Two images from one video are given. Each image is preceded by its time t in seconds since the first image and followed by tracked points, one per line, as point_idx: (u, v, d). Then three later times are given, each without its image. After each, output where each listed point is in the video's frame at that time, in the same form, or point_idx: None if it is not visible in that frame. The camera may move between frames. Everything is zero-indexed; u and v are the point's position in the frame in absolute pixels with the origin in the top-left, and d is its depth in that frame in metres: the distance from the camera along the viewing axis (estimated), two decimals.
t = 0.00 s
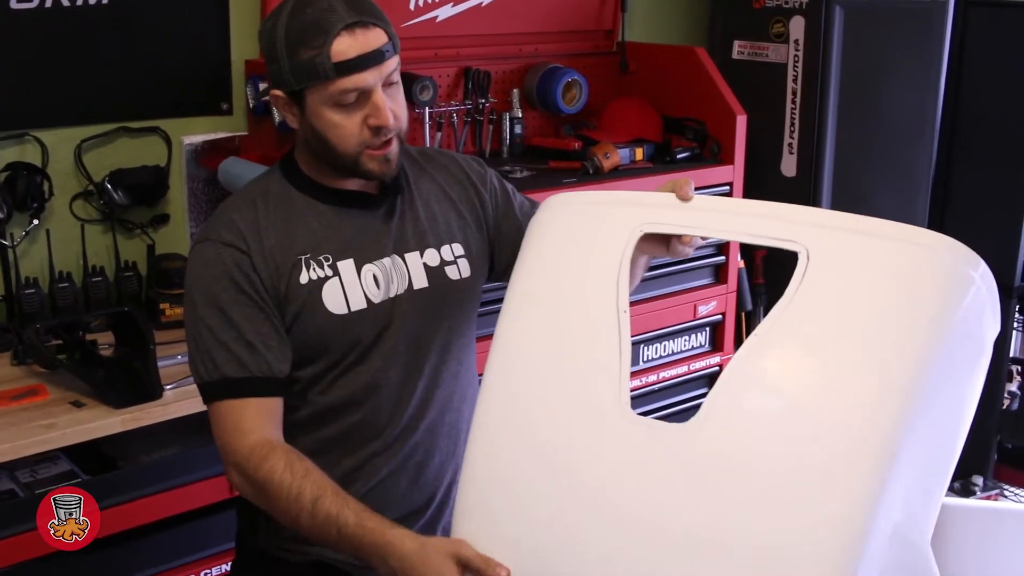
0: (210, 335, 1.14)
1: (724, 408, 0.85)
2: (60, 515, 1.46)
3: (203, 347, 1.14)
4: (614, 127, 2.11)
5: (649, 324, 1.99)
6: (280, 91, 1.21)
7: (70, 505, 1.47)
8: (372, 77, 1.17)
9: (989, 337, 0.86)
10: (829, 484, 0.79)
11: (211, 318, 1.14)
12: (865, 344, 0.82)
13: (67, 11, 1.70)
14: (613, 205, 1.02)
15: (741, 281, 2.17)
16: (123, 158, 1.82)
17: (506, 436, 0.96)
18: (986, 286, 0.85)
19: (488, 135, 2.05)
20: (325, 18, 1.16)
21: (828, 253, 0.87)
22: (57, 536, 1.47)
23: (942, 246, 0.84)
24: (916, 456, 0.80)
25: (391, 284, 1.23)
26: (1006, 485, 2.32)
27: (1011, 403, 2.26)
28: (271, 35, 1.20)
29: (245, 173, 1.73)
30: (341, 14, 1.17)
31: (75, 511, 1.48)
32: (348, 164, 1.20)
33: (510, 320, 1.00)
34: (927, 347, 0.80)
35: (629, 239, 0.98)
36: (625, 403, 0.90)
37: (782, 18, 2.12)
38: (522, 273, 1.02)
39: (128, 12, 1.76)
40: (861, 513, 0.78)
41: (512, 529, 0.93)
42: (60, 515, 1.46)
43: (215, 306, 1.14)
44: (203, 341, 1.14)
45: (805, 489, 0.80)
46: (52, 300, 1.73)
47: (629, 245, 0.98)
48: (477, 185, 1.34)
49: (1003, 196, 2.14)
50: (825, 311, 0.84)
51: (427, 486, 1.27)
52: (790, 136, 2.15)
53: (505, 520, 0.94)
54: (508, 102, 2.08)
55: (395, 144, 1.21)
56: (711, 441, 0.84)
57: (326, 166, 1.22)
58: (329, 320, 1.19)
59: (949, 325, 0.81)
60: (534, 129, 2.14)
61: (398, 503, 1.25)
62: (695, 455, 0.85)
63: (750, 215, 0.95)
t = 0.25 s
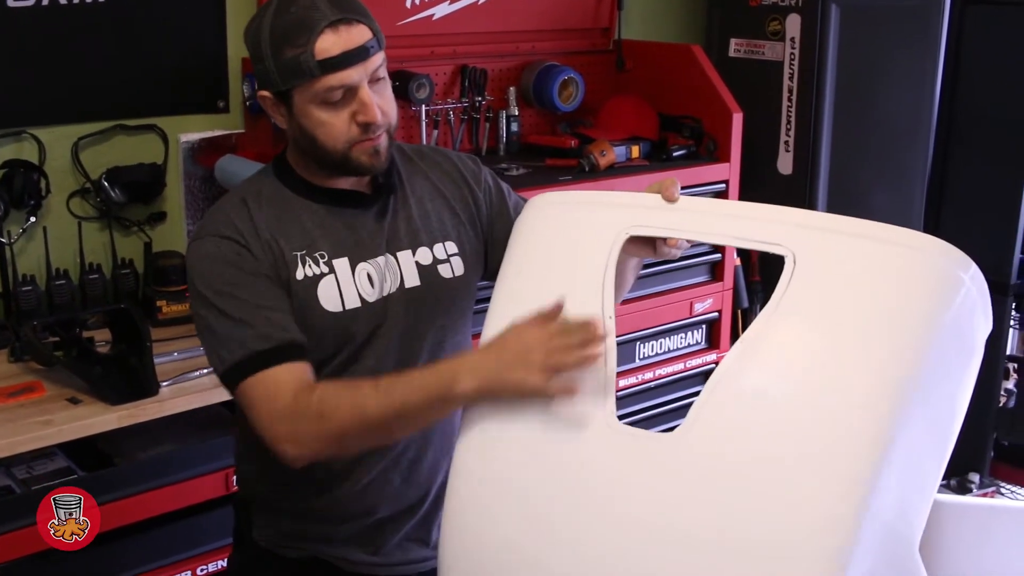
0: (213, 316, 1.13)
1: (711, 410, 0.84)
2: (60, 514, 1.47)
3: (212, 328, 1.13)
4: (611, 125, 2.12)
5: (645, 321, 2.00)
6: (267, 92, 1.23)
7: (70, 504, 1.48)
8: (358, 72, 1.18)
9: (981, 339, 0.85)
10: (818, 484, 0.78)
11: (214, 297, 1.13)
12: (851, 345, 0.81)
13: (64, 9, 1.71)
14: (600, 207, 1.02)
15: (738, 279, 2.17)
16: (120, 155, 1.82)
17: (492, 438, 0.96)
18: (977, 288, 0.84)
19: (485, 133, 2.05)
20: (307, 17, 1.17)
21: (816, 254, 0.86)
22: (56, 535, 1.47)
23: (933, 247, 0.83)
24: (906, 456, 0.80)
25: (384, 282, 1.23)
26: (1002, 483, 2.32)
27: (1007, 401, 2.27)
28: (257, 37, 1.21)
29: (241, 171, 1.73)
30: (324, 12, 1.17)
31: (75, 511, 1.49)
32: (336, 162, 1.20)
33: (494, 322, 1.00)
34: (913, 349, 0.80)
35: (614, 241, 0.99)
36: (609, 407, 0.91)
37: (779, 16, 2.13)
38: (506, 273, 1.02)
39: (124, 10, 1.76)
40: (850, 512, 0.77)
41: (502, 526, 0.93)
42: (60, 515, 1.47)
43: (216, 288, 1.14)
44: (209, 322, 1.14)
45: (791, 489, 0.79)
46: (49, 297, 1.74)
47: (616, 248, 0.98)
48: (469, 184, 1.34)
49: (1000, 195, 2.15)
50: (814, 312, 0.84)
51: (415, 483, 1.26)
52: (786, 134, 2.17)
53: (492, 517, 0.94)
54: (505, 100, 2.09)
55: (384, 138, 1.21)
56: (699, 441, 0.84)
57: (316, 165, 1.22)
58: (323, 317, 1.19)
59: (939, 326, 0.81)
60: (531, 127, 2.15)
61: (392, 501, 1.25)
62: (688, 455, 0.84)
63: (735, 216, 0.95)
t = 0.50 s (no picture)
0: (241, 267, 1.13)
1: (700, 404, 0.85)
2: (60, 515, 1.49)
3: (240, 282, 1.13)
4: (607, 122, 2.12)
5: (641, 317, 2.00)
6: (262, 92, 1.23)
7: (70, 505, 1.50)
8: (353, 69, 1.18)
9: (970, 336, 0.86)
10: (805, 479, 0.79)
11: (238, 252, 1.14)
12: (838, 340, 0.81)
13: (60, 6, 1.71)
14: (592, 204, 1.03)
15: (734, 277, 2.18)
16: (117, 151, 1.83)
17: (489, 427, 0.97)
18: (965, 282, 0.85)
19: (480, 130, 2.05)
20: (299, 15, 1.17)
21: (806, 249, 0.87)
22: (57, 536, 1.49)
23: (921, 243, 0.83)
24: (892, 451, 0.80)
25: (385, 273, 1.24)
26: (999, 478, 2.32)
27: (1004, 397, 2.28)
28: (248, 38, 1.21)
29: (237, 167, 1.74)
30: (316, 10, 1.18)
31: (75, 512, 1.51)
32: (338, 160, 1.21)
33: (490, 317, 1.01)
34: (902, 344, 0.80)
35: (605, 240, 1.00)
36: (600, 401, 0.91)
37: (774, 13, 2.13)
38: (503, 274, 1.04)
39: (120, 7, 1.77)
40: (835, 507, 0.78)
41: (497, 521, 0.94)
42: (60, 516, 1.49)
43: (238, 246, 1.14)
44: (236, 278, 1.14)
45: (777, 485, 0.79)
46: (45, 293, 1.74)
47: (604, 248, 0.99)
48: (465, 178, 1.34)
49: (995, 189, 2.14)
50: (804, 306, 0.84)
51: (416, 476, 1.27)
52: (782, 130, 2.17)
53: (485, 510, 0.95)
54: (501, 96, 2.09)
55: (382, 134, 1.22)
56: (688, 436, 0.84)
57: (315, 162, 1.23)
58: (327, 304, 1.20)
59: (928, 320, 0.81)
60: (527, 123, 2.15)
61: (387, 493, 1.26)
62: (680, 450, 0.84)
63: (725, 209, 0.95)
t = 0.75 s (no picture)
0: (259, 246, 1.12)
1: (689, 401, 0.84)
2: (59, 515, 1.50)
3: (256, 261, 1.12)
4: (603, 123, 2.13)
5: (637, 318, 2.01)
6: (264, 90, 1.23)
7: (70, 505, 1.51)
8: (354, 65, 1.19)
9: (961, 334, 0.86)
10: (793, 478, 0.78)
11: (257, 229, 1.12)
12: (829, 335, 0.81)
13: (57, 7, 1.72)
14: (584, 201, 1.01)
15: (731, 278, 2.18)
16: (114, 152, 1.84)
17: (472, 430, 0.94)
18: (957, 280, 0.84)
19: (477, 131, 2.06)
20: (298, 13, 1.17)
21: (799, 244, 0.86)
22: (57, 536, 1.50)
23: (912, 239, 0.83)
24: (880, 450, 0.79)
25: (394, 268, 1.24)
26: (995, 479, 2.32)
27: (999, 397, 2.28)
28: (249, 37, 1.21)
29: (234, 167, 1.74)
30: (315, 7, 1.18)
31: (75, 512, 1.51)
32: (343, 155, 1.21)
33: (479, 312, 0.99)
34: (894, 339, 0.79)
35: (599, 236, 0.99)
36: (594, 399, 0.89)
37: (770, 14, 2.14)
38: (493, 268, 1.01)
39: (117, 8, 1.77)
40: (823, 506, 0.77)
41: (489, 523, 0.91)
42: (60, 516, 1.50)
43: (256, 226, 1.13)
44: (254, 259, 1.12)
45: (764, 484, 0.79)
46: (42, 293, 1.75)
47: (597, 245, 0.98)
48: (459, 175, 1.35)
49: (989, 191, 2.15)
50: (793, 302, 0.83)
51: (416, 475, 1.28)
52: (778, 132, 2.18)
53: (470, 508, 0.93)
54: (497, 97, 2.10)
55: (384, 129, 1.23)
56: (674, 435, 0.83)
57: (319, 159, 1.24)
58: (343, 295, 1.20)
59: (917, 319, 0.80)
60: (523, 125, 2.16)
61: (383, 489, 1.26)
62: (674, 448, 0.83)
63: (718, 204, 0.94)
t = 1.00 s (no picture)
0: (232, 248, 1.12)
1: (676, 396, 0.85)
2: (60, 515, 1.51)
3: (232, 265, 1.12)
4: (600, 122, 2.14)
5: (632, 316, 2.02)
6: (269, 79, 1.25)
7: (70, 505, 1.52)
8: (297, 76, 1.15)
9: (943, 332, 0.87)
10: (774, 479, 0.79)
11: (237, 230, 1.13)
12: (816, 333, 0.82)
13: (54, 7, 1.73)
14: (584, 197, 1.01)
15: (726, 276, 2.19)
16: (112, 151, 1.85)
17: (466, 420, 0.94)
18: (942, 276, 0.85)
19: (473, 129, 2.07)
20: (266, 16, 1.16)
21: (785, 241, 0.87)
22: (57, 535, 1.51)
23: (896, 238, 0.84)
24: (861, 449, 0.81)
25: (391, 264, 1.24)
26: (990, 477, 2.33)
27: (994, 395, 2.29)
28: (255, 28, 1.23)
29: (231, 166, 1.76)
30: (281, 12, 1.15)
31: (75, 511, 1.53)
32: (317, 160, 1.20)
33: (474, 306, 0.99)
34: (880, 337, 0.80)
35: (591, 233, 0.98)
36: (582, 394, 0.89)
37: (766, 13, 2.15)
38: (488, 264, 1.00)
39: (114, 8, 1.78)
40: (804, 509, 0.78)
41: (482, 518, 0.92)
42: (60, 516, 1.51)
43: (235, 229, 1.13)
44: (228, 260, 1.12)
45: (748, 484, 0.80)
46: (40, 291, 1.76)
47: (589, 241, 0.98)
48: (464, 174, 1.36)
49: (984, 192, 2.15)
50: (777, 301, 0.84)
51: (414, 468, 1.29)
52: (774, 131, 2.18)
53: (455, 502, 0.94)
54: (494, 96, 2.10)
55: (335, 142, 1.18)
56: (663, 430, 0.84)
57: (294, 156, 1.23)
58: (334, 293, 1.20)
59: (900, 321, 0.81)
60: (520, 124, 2.17)
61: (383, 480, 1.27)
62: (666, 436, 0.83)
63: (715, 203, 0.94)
